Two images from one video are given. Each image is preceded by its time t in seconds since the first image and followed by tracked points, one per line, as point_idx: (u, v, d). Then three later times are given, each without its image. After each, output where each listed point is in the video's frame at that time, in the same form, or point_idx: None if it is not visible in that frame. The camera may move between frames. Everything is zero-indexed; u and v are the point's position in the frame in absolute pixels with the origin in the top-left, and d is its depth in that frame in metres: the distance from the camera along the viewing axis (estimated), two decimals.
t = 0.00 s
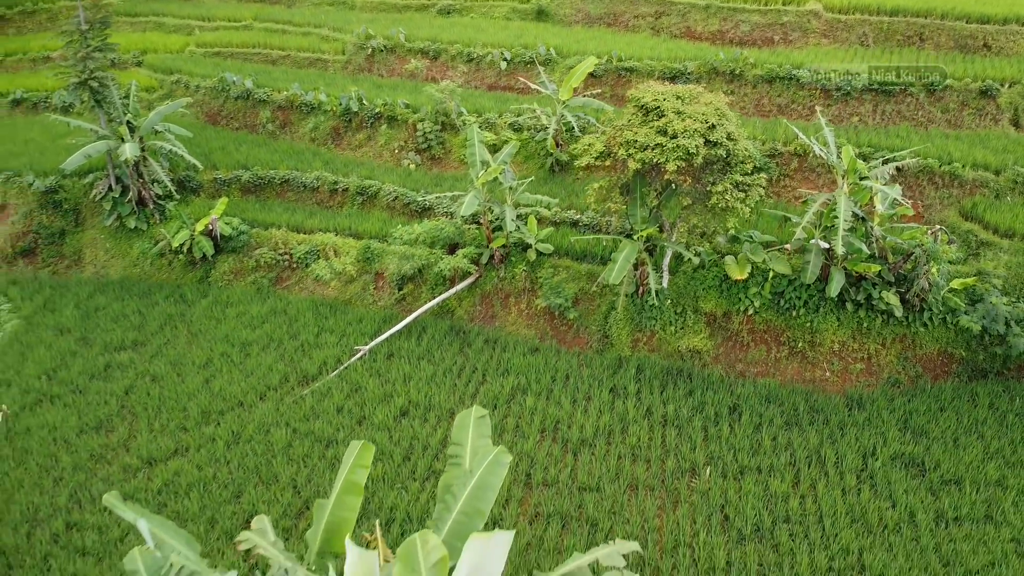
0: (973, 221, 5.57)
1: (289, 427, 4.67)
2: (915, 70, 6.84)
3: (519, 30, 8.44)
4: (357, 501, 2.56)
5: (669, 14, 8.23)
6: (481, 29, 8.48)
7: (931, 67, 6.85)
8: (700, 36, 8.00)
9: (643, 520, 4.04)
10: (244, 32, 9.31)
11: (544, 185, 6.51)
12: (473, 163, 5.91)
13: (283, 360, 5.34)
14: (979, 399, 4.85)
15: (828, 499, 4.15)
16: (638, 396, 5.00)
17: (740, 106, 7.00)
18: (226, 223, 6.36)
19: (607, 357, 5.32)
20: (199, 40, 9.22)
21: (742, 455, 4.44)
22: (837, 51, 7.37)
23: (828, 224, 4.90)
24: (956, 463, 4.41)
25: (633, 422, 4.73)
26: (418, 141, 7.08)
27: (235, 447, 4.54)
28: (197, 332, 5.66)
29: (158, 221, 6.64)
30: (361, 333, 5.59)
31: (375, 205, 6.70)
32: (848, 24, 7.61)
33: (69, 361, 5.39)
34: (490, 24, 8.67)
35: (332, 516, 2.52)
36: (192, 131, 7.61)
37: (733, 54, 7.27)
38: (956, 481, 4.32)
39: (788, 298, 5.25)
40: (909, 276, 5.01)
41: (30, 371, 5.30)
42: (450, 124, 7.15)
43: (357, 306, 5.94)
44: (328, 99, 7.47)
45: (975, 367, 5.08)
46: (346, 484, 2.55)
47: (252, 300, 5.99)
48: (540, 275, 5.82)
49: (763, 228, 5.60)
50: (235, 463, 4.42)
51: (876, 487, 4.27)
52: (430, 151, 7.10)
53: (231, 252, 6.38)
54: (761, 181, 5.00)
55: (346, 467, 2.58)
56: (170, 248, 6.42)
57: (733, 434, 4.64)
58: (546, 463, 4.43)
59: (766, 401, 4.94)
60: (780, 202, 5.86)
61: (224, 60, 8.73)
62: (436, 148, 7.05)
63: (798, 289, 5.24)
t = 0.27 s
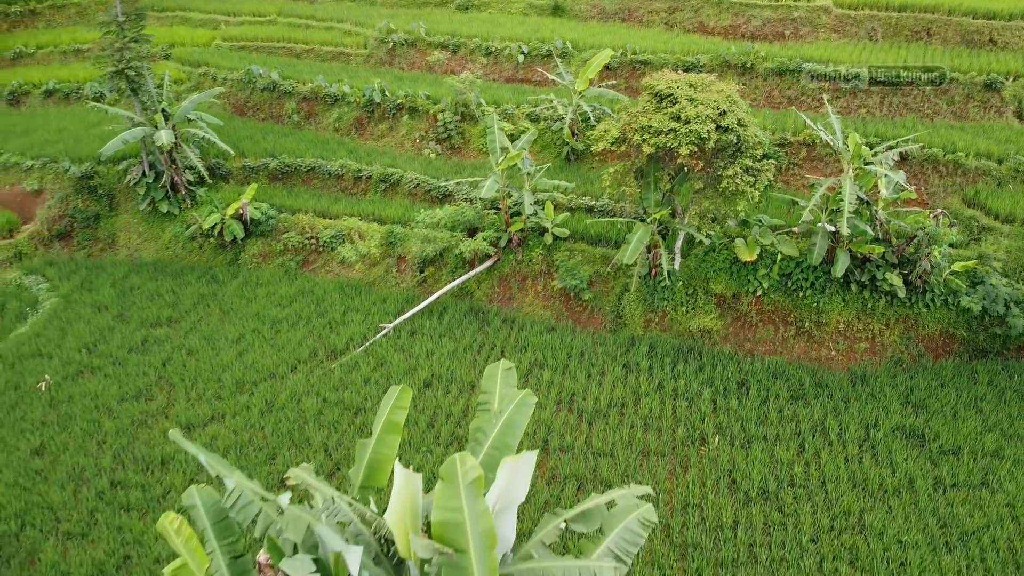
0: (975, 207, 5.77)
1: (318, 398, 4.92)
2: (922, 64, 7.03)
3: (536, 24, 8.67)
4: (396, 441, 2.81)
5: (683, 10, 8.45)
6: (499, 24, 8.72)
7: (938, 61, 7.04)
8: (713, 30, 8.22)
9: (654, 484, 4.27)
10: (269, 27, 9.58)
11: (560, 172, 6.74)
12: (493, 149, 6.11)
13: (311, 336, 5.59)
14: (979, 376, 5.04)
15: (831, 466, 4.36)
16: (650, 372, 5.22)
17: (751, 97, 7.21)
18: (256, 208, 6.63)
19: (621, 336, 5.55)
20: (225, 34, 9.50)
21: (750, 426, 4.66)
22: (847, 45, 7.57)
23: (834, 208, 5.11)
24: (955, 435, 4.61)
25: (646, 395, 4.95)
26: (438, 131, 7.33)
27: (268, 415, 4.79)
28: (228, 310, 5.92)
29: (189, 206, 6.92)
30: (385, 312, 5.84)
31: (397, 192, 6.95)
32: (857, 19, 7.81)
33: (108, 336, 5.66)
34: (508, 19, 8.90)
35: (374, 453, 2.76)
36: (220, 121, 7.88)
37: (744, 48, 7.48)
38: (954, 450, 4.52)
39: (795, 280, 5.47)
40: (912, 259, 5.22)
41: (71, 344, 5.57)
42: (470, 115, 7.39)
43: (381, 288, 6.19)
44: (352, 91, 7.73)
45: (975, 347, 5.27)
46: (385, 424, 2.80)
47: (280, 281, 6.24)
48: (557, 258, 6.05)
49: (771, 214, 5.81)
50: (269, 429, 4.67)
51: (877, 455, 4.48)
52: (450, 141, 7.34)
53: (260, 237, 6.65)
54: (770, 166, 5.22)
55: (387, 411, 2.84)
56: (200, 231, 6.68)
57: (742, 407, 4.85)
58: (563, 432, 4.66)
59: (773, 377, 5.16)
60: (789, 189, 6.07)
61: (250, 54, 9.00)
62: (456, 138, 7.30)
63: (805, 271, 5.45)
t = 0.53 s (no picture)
0: (977, 195, 5.97)
1: (345, 370, 5.16)
2: (928, 57, 7.23)
3: (552, 19, 8.90)
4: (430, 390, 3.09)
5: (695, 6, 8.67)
6: (515, 19, 8.96)
7: (943, 55, 7.24)
8: (725, 24, 8.43)
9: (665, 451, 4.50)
10: (291, 21, 9.85)
11: (575, 161, 6.97)
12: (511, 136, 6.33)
13: (336, 314, 5.84)
14: (978, 355, 5.24)
15: (834, 435, 4.58)
16: (662, 349, 5.45)
17: (761, 90, 7.42)
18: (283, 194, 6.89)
19: (633, 316, 5.77)
20: (249, 28, 9.77)
21: (757, 399, 4.88)
22: (854, 39, 7.77)
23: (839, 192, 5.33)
24: (953, 408, 4.81)
25: (657, 370, 5.18)
26: (457, 121, 7.57)
27: (298, 385, 5.04)
28: (257, 289, 6.18)
29: (218, 192, 7.17)
30: (406, 293, 6.08)
31: (417, 180, 7.20)
32: (865, 15, 8.01)
33: (143, 313, 5.93)
34: (525, 14, 9.14)
35: (411, 401, 3.05)
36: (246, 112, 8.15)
37: (755, 42, 7.70)
38: (953, 422, 4.73)
39: (802, 263, 5.68)
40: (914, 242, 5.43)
41: (108, 320, 5.84)
42: (488, 105, 7.63)
43: (402, 270, 6.44)
44: (373, 83, 7.98)
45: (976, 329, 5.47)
46: (420, 374, 3.08)
47: (306, 263, 6.50)
48: (572, 241, 6.27)
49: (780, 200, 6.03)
50: (298, 398, 4.92)
51: (879, 427, 4.69)
52: (468, 131, 7.58)
53: (286, 222, 6.91)
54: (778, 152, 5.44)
55: (422, 363, 3.11)
56: (229, 216, 6.94)
57: (749, 381, 5.08)
58: (578, 403, 4.90)
59: (780, 354, 5.38)
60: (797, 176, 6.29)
61: (273, 47, 9.28)
62: (474, 128, 7.54)
63: (811, 253, 5.67)
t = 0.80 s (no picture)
0: (978, 183, 6.18)
1: (370, 345, 5.41)
2: (933, 51, 7.44)
3: (567, 15, 9.15)
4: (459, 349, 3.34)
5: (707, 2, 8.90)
6: (531, 14, 9.21)
7: (948, 49, 7.45)
8: (736, 20, 8.67)
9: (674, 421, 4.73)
10: (313, 17, 10.12)
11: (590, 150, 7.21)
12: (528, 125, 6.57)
13: (360, 294, 6.09)
14: (977, 335, 5.45)
15: (836, 408, 4.80)
16: (672, 328, 5.68)
17: (770, 82, 7.65)
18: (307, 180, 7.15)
19: (645, 298, 6.01)
20: (272, 23, 10.05)
21: (763, 374, 5.11)
22: (862, 34, 7.98)
23: (844, 178, 5.55)
24: (952, 384, 5.02)
25: (668, 347, 5.41)
26: (474, 113, 7.82)
27: (325, 358, 5.30)
28: (283, 271, 6.44)
29: (245, 179, 7.44)
30: (427, 275, 6.33)
31: (436, 169, 7.45)
32: (873, 10, 8.22)
33: (176, 292, 6.20)
34: (541, 9, 9.39)
35: (442, 358, 3.30)
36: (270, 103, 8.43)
37: (765, 36, 7.92)
38: (951, 397, 4.94)
39: (808, 247, 5.90)
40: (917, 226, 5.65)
41: (143, 298, 6.11)
42: (504, 97, 7.87)
43: (422, 254, 6.69)
44: (393, 75, 8.24)
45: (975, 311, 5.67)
46: (450, 334, 3.32)
47: (329, 247, 6.76)
48: (586, 226, 6.51)
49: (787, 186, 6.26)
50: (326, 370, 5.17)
51: (879, 400, 4.91)
52: (486, 122, 7.83)
53: (311, 208, 7.17)
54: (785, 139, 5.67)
55: (451, 324, 3.35)
56: (255, 202, 7.21)
57: (756, 358, 5.30)
58: (592, 377, 5.14)
59: (786, 333, 5.60)
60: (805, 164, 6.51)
61: (296, 42, 9.55)
62: (491, 119, 7.79)
63: (816, 237, 5.89)
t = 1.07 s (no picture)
0: (980, 172, 6.39)
1: (393, 322, 5.67)
2: (937, 45, 7.66)
3: (581, 10, 9.39)
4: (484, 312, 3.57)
5: None
6: (546, 10, 9.46)
7: (952, 44, 7.66)
8: (745, 15, 8.88)
9: (684, 393, 4.97)
10: (333, 12, 10.40)
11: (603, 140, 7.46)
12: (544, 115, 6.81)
13: (382, 275, 6.36)
14: (976, 316, 5.66)
15: (840, 381, 5.03)
16: (683, 308, 5.91)
17: (779, 76, 7.88)
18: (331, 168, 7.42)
19: (656, 280, 6.25)
20: (294, 18, 10.33)
21: (769, 351, 5.34)
22: (869, 29, 8.20)
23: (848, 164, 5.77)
24: (951, 361, 5.25)
25: (678, 326, 5.65)
26: (492, 104, 8.07)
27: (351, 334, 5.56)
28: (308, 254, 6.71)
29: (271, 167, 7.71)
30: (446, 258, 6.59)
31: (454, 158, 7.71)
32: (880, 6, 8.43)
33: (207, 272, 6.47)
34: (555, 5, 9.64)
35: (469, 321, 3.54)
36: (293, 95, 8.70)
37: (774, 31, 8.15)
38: (950, 372, 5.16)
39: (814, 232, 6.13)
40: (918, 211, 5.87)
41: (176, 278, 6.38)
42: (520, 89, 8.12)
43: (441, 239, 6.95)
44: (413, 68, 8.50)
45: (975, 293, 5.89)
46: (476, 299, 3.55)
47: (352, 232, 7.03)
48: (600, 213, 6.75)
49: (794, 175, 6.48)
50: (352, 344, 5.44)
51: (881, 376, 5.14)
52: (502, 114, 8.08)
53: (334, 194, 7.44)
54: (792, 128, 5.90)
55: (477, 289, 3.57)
56: (280, 189, 7.48)
57: (763, 336, 5.54)
58: (605, 353, 5.38)
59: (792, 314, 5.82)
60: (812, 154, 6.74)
61: (317, 36, 9.83)
62: (507, 111, 8.04)
63: (822, 223, 6.11)
